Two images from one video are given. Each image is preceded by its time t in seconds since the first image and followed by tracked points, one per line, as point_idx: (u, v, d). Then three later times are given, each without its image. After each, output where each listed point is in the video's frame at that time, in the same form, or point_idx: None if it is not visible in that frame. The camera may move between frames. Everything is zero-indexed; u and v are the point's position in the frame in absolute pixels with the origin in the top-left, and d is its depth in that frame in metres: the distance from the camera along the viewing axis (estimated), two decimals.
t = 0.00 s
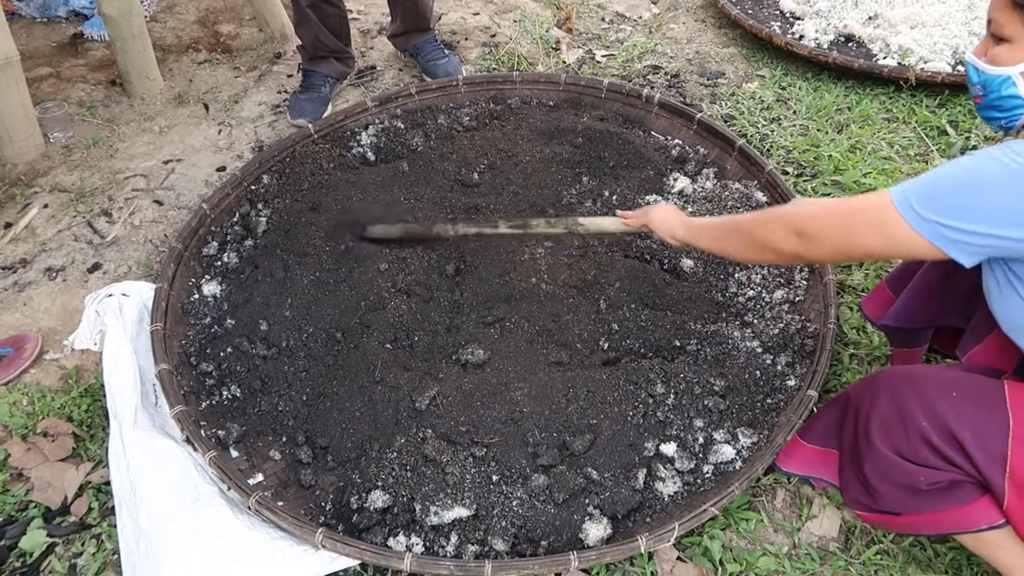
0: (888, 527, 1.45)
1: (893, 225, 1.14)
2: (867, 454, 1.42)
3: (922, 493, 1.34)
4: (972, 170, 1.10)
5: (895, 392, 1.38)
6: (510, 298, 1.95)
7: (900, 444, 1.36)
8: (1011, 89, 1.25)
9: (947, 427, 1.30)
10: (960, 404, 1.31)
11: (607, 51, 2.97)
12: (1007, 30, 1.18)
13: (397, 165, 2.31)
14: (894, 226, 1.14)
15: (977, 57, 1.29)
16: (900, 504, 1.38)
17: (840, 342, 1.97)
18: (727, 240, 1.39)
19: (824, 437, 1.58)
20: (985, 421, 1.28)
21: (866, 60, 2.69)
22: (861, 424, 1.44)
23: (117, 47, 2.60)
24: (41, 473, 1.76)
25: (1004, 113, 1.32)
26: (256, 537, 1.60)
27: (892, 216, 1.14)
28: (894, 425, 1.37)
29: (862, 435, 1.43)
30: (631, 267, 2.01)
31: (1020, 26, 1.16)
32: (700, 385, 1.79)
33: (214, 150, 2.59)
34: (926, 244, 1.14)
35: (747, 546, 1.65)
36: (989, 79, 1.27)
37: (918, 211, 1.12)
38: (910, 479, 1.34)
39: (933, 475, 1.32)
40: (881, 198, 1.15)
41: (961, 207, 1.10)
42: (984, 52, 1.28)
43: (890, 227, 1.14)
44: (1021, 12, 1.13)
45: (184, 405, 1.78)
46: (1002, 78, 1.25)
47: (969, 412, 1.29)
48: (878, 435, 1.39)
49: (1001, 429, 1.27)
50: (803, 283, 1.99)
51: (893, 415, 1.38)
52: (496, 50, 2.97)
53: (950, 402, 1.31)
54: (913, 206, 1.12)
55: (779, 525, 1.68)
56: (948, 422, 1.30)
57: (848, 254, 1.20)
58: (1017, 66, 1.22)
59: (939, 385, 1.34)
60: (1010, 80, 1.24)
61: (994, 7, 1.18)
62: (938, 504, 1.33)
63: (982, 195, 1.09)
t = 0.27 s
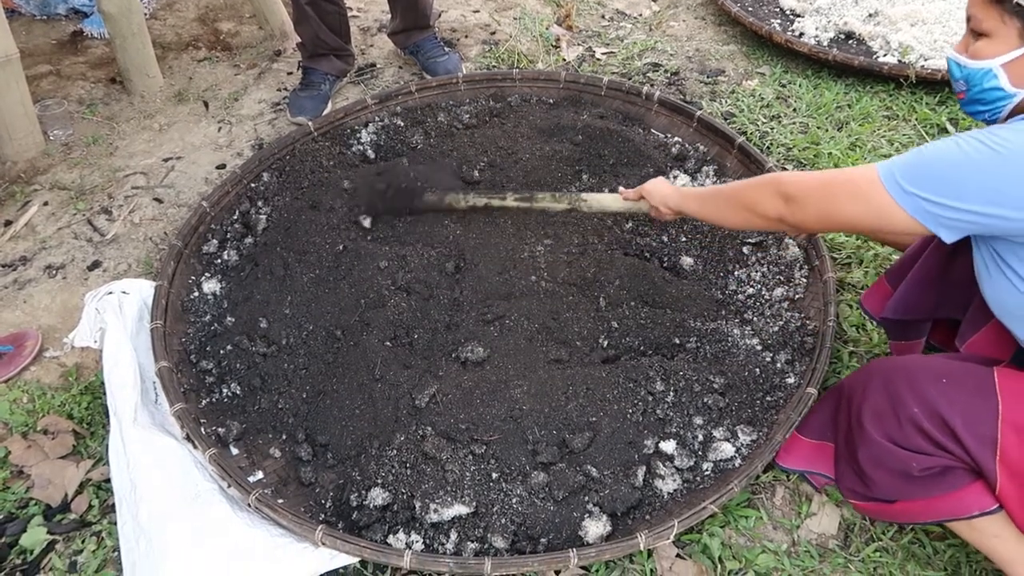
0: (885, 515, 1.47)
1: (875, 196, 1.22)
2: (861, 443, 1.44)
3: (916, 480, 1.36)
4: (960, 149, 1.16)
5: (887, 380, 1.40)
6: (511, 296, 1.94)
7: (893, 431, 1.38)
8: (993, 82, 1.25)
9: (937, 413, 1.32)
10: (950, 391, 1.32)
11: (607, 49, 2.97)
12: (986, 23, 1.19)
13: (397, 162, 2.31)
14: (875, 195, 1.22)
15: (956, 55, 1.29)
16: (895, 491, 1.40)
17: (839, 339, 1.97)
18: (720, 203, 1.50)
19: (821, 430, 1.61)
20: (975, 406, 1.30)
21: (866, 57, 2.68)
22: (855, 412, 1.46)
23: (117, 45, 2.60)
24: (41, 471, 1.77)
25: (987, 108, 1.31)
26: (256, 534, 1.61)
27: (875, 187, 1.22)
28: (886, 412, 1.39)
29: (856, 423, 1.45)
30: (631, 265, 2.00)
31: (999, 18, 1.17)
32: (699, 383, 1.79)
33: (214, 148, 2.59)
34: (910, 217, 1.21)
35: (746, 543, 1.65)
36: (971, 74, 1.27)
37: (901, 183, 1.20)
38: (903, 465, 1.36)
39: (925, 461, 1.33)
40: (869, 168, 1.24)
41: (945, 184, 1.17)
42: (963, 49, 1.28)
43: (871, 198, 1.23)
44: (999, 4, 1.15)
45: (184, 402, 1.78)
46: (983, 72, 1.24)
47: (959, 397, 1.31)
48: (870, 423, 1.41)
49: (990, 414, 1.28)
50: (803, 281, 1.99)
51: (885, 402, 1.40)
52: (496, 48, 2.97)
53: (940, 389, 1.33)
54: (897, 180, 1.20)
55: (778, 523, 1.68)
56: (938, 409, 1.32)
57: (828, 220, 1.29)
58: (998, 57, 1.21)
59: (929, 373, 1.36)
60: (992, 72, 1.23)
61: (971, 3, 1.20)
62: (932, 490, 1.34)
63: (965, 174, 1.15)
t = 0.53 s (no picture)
0: (885, 512, 1.47)
1: (875, 189, 1.23)
2: (860, 439, 1.44)
3: (916, 476, 1.36)
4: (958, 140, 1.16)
5: (887, 377, 1.40)
6: (511, 294, 1.94)
7: (892, 428, 1.38)
8: (988, 79, 1.24)
9: (937, 409, 1.32)
10: (950, 387, 1.33)
11: (606, 47, 2.97)
12: (980, 21, 1.20)
13: (397, 161, 2.31)
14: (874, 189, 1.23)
15: (952, 54, 1.30)
16: (895, 488, 1.40)
17: (839, 338, 1.97)
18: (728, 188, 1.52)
19: (821, 428, 1.61)
20: (975, 402, 1.30)
21: (866, 56, 2.68)
22: (854, 410, 1.46)
23: (116, 43, 2.60)
24: (42, 469, 1.77)
25: (985, 105, 1.31)
26: (256, 532, 1.61)
27: (875, 179, 1.23)
28: (886, 409, 1.39)
29: (856, 420, 1.46)
30: (630, 264, 2.01)
31: (992, 15, 1.18)
32: (698, 382, 1.80)
33: (213, 147, 2.59)
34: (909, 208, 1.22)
35: (745, 541, 1.65)
36: (967, 73, 1.27)
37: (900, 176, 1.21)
38: (903, 462, 1.36)
39: (925, 457, 1.33)
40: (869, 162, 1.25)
41: (944, 175, 1.17)
42: (958, 48, 1.29)
43: (870, 190, 1.24)
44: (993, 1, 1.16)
45: (184, 401, 1.78)
46: (979, 69, 1.24)
47: (959, 394, 1.31)
48: (870, 420, 1.41)
49: (990, 409, 1.29)
50: (802, 279, 1.99)
51: (885, 399, 1.40)
52: (495, 46, 2.97)
53: (939, 385, 1.33)
54: (897, 171, 1.21)
55: (777, 521, 1.68)
56: (938, 405, 1.32)
57: (828, 212, 1.30)
58: (992, 54, 1.21)
59: (929, 369, 1.36)
60: (987, 69, 1.23)
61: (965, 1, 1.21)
62: (932, 486, 1.35)
63: (964, 166, 1.15)
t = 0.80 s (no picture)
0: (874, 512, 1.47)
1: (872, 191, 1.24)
2: (848, 439, 1.45)
3: (903, 474, 1.36)
4: (953, 137, 1.16)
5: (874, 377, 1.42)
6: (511, 294, 1.95)
7: (878, 426, 1.39)
8: (988, 77, 1.24)
9: (922, 408, 1.34)
10: (934, 386, 1.34)
11: (606, 46, 2.97)
12: (981, 20, 1.20)
13: (397, 161, 2.31)
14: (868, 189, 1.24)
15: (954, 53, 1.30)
16: (883, 487, 1.40)
17: (838, 336, 1.98)
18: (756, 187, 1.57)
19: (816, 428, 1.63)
20: (959, 400, 1.32)
21: (866, 54, 2.68)
22: (843, 409, 1.47)
23: (116, 43, 2.60)
24: (42, 470, 1.77)
25: (986, 104, 1.31)
26: (257, 532, 1.61)
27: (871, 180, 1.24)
28: (872, 407, 1.41)
29: (844, 420, 1.47)
30: (630, 263, 2.01)
31: (993, 14, 1.18)
32: (698, 380, 1.80)
33: (213, 147, 2.60)
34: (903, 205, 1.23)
35: (745, 540, 1.65)
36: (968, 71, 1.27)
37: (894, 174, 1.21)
38: (890, 459, 1.37)
39: (911, 454, 1.34)
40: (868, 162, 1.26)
41: (940, 172, 1.17)
42: (960, 46, 1.29)
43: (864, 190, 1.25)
44: None
45: (185, 401, 1.79)
46: (979, 67, 1.24)
47: (943, 392, 1.33)
48: (857, 419, 1.43)
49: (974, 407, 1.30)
50: (802, 278, 1.99)
51: (872, 398, 1.41)
52: (495, 46, 2.97)
53: (924, 384, 1.35)
54: (893, 169, 1.21)
55: (777, 520, 1.68)
56: (922, 403, 1.34)
57: (830, 213, 1.33)
58: (993, 53, 1.21)
59: (914, 369, 1.38)
60: (987, 68, 1.23)
61: None
62: (919, 484, 1.35)
63: (959, 163, 1.15)
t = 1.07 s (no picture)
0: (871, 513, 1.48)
1: (877, 203, 1.23)
2: (845, 439, 1.46)
3: (899, 476, 1.37)
4: (958, 143, 1.16)
5: (871, 378, 1.43)
6: (512, 295, 1.94)
7: (876, 427, 1.40)
8: (995, 80, 1.24)
9: (919, 410, 1.34)
10: (932, 388, 1.35)
11: (606, 46, 2.97)
12: (988, 22, 1.20)
13: (396, 161, 2.31)
14: (872, 199, 1.24)
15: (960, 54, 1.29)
16: (880, 488, 1.41)
17: (839, 335, 1.98)
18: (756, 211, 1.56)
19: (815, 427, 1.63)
20: (956, 403, 1.32)
21: (866, 53, 2.68)
22: (840, 410, 1.48)
23: (115, 44, 2.60)
24: (43, 471, 1.77)
25: (994, 106, 1.31)
26: (259, 533, 1.61)
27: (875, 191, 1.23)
28: (870, 409, 1.42)
29: (841, 420, 1.48)
30: (630, 263, 2.01)
31: (1002, 17, 1.17)
32: (699, 380, 1.80)
33: (213, 147, 2.59)
34: (907, 214, 1.22)
35: (747, 540, 1.65)
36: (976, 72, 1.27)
37: (898, 184, 1.21)
38: (886, 461, 1.38)
39: (907, 456, 1.35)
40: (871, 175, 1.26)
41: (942, 180, 1.17)
42: (965, 47, 1.28)
43: (869, 201, 1.24)
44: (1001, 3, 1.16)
45: (186, 402, 1.79)
46: (986, 70, 1.24)
47: (941, 395, 1.34)
48: (854, 420, 1.43)
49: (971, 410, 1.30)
50: (803, 277, 1.99)
51: (869, 400, 1.42)
52: (495, 46, 2.97)
53: (922, 386, 1.36)
54: (897, 177, 1.21)
55: (779, 519, 1.68)
56: (920, 405, 1.34)
57: (834, 227, 1.32)
58: (1000, 55, 1.21)
59: (912, 371, 1.38)
60: (994, 71, 1.23)
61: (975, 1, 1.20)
62: (915, 485, 1.36)
63: (963, 170, 1.15)
